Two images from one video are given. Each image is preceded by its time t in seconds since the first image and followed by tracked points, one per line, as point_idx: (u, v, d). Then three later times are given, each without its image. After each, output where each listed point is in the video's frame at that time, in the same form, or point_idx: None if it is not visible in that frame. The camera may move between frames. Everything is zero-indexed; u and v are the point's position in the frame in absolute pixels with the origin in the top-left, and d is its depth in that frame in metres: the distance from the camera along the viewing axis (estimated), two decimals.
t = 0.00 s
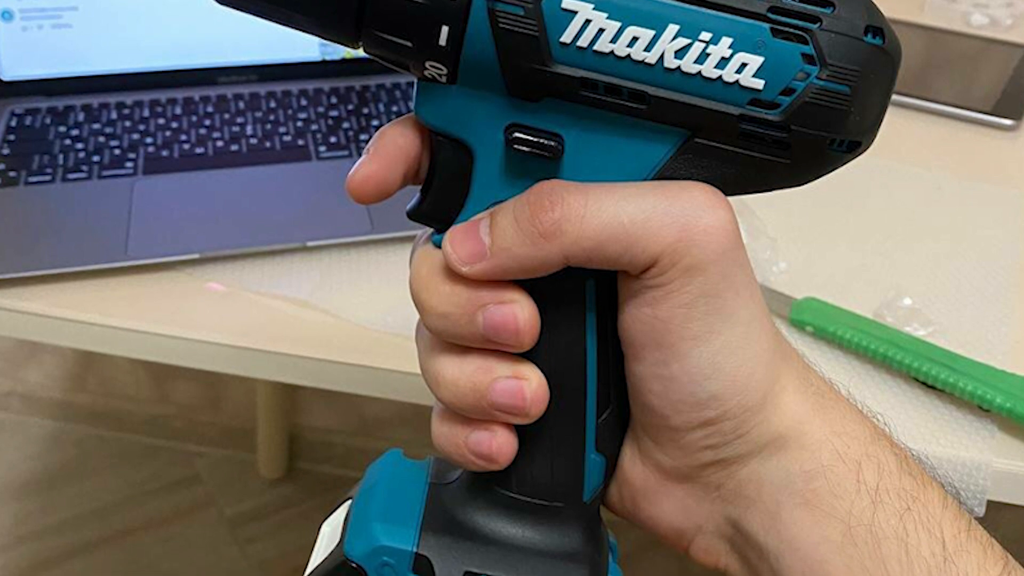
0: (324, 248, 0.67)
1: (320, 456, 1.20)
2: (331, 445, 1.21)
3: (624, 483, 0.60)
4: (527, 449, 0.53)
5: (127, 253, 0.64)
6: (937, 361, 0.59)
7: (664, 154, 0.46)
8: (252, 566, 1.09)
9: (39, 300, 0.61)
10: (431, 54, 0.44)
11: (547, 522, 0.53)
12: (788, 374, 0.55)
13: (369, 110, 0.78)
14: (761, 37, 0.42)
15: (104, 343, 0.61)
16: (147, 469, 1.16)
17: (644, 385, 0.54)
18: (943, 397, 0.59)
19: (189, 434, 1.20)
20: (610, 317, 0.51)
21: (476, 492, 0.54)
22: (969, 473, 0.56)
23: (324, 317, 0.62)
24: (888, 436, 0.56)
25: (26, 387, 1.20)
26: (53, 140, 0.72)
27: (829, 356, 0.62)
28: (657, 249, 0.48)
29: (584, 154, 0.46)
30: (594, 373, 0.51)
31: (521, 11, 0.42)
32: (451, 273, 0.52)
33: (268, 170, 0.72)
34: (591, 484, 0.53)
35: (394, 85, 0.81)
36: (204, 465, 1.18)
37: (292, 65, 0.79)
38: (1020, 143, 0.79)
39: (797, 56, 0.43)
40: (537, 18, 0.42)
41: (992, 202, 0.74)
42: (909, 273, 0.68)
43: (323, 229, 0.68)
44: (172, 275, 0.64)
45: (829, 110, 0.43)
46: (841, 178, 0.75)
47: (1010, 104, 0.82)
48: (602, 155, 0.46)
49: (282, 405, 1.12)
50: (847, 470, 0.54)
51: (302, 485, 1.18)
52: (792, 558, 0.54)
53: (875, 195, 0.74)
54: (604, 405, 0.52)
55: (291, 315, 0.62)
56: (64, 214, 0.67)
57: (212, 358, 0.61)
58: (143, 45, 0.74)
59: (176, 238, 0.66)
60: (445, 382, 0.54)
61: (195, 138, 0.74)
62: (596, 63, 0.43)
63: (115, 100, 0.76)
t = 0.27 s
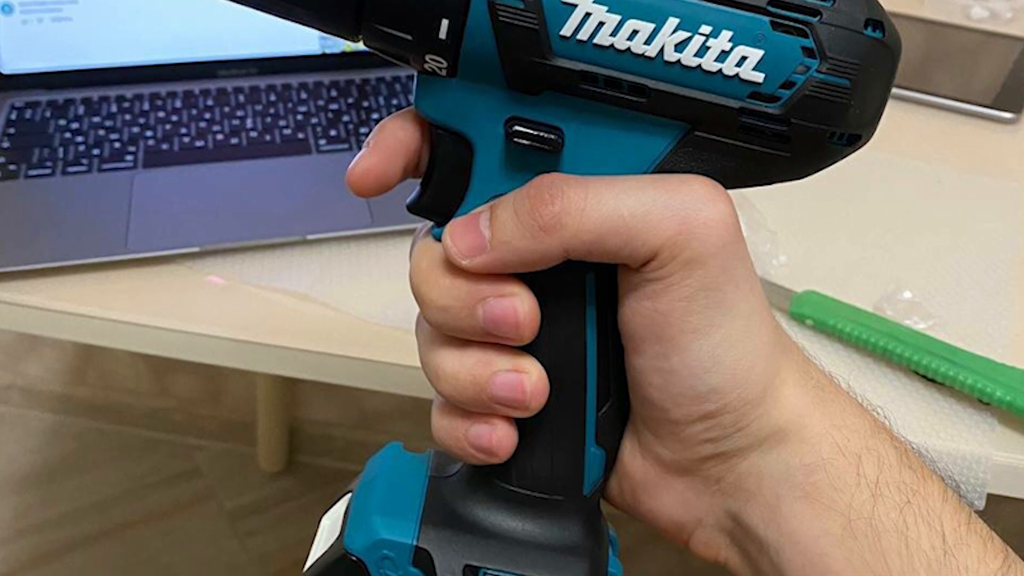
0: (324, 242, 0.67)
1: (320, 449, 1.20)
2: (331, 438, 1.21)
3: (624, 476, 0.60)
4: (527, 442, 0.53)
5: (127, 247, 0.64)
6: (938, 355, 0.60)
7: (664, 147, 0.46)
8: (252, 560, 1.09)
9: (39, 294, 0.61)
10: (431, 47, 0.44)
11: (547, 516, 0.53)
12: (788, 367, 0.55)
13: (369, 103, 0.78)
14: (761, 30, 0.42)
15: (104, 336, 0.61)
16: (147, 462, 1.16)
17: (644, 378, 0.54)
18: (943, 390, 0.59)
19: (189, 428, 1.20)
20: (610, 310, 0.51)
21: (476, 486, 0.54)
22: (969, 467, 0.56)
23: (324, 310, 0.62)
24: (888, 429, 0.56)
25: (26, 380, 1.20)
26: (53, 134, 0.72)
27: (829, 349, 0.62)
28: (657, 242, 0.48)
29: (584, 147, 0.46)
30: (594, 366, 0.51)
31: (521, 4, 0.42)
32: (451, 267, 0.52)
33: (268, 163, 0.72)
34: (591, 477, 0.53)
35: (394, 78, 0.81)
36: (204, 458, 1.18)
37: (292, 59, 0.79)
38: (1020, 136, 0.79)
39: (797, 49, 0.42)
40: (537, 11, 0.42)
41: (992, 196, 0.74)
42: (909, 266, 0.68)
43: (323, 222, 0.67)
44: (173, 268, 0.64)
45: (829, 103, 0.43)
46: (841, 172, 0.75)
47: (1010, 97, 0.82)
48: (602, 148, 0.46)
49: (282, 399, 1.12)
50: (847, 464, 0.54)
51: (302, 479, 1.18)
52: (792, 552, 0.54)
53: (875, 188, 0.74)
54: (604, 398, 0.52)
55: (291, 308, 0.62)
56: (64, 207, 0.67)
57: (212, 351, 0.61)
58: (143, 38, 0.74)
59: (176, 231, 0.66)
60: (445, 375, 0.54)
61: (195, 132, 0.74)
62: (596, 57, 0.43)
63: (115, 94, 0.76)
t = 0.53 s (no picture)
0: (324, 235, 0.67)
1: (320, 442, 1.21)
2: (331, 431, 1.21)
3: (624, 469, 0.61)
4: (526, 435, 0.53)
5: (127, 240, 0.64)
6: (938, 348, 0.60)
7: (664, 140, 0.46)
8: (252, 553, 1.09)
9: (39, 287, 0.61)
10: (431, 40, 0.44)
11: (547, 509, 0.53)
12: (788, 360, 0.55)
13: (369, 97, 0.78)
14: (761, 23, 0.42)
15: (104, 329, 0.61)
16: (147, 455, 1.16)
17: (644, 372, 0.54)
18: (943, 383, 0.59)
19: (189, 421, 1.20)
20: (610, 303, 0.51)
21: (477, 479, 0.54)
22: (969, 460, 0.56)
23: (324, 303, 0.62)
24: (888, 423, 0.56)
25: (26, 374, 1.20)
26: (53, 127, 0.71)
27: (829, 342, 0.62)
28: (657, 235, 0.48)
29: (584, 141, 0.46)
30: (594, 359, 0.51)
31: None
32: (451, 260, 0.52)
33: (268, 156, 0.72)
34: (591, 471, 0.53)
35: (394, 72, 0.80)
36: (204, 451, 1.18)
37: (292, 52, 0.79)
38: (1020, 129, 0.79)
39: (797, 43, 0.42)
40: (537, 5, 0.42)
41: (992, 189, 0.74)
42: (909, 259, 0.68)
43: (323, 215, 0.67)
44: (173, 261, 0.64)
45: (829, 96, 0.43)
46: (841, 165, 0.75)
47: (1010, 91, 0.81)
48: (602, 142, 0.46)
49: (282, 391, 1.12)
50: (847, 457, 0.55)
51: (302, 472, 1.18)
52: (792, 545, 0.54)
53: (875, 181, 0.74)
54: (604, 391, 0.52)
55: (291, 302, 0.62)
56: (64, 200, 0.67)
57: (212, 344, 0.61)
58: (143, 31, 0.74)
59: (176, 225, 0.66)
60: (445, 368, 0.54)
61: (195, 125, 0.74)
62: (596, 50, 0.43)
63: (115, 87, 0.75)
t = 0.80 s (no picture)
0: (324, 228, 0.67)
1: (320, 436, 1.21)
2: (331, 424, 1.21)
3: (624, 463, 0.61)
4: (526, 429, 0.53)
5: (127, 233, 0.64)
6: (938, 341, 0.60)
7: (664, 133, 0.46)
8: (252, 546, 1.10)
9: (39, 280, 0.61)
10: (431, 34, 0.44)
11: (547, 503, 0.53)
12: (788, 353, 0.55)
13: (368, 90, 0.78)
14: (761, 16, 0.42)
15: (104, 323, 0.61)
16: (147, 449, 1.16)
17: (644, 365, 0.54)
18: (943, 377, 0.59)
19: (189, 414, 1.20)
20: (610, 296, 0.51)
21: (476, 472, 0.54)
22: (969, 453, 0.56)
23: (324, 297, 0.62)
24: (888, 416, 0.56)
25: (26, 367, 1.20)
26: (53, 120, 0.71)
27: (829, 335, 0.62)
28: (657, 229, 0.48)
29: (584, 134, 0.46)
30: (594, 353, 0.51)
31: None
32: (451, 253, 0.52)
33: (268, 150, 0.72)
34: (590, 464, 0.53)
35: (394, 65, 0.80)
36: (204, 445, 1.18)
37: (292, 45, 0.79)
38: (1020, 122, 0.79)
39: (797, 36, 0.42)
40: None
41: (992, 182, 0.74)
42: (909, 252, 0.68)
43: (323, 209, 0.67)
44: (173, 255, 0.64)
45: (829, 89, 0.43)
46: (841, 158, 0.75)
47: (1010, 84, 0.81)
48: (603, 135, 0.46)
49: (282, 385, 1.12)
50: (847, 450, 0.55)
51: (302, 465, 1.18)
52: (792, 538, 0.54)
53: (875, 175, 0.74)
54: (604, 384, 0.53)
55: (291, 295, 0.62)
56: (64, 193, 0.67)
57: (212, 338, 0.61)
58: (143, 25, 0.74)
59: (176, 218, 0.66)
60: (445, 362, 0.54)
61: (195, 118, 0.73)
62: (596, 43, 0.43)
63: (115, 80, 0.75)
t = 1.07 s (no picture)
0: (324, 222, 0.67)
1: (320, 429, 1.21)
2: (331, 418, 1.21)
3: (625, 456, 0.61)
4: (526, 422, 0.53)
5: (127, 226, 0.64)
6: (938, 335, 0.60)
7: (664, 126, 0.46)
8: (252, 540, 1.10)
9: (39, 273, 0.61)
10: (431, 27, 0.44)
11: (547, 496, 0.53)
12: (788, 347, 0.55)
13: (369, 83, 0.77)
14: (761, 10, 0.42)
15: (104, 316, 0.61)
16: (147, 442, 1.16)
17: (644, 358, 0.54)
18: (943, 370, 0.59)
19: (189, 407, 1.20)
20: (610, 290, 0.51)
21: (477, 465, 0.54)
22: (969, 446, 0.56)
23: (324, 290, 0.62)
24: (888, 409, 0.56)
25: (26, 360, 1.20)
26: (53, 113, 0.71)
27: (829, 329, 0.62)
28: (657, 222, 0.48)
29: (584, 127, 0.46)
30: (594, 346, 0.51)
31: None
32: (451, 247, 0.52)
33: (269, 143, 0.72)
34: (591, 457, 0.53)
35: (394, 58, 0.80)
36: (204, 438, 1.18)
37: (293, 39, 0.78)
38: (1020, 116, 0.79)
39: (797, 29, 0.42)
40: None
41: (992, 176, 0.74)
42: (909, 246, 0.68)
43: (323, 202, 0.67)
44: (173, 248, 0.64)
45: (828, 83, 0.43)
46: (841, 151, 0.75)
47: (1010, 77, 0.81)
48: (603, 128, 0.46)
49: (282, 378, 1.12)
50: (847, 443, 0.55)
51: (302, 458, 1.18)
52: (792, 532, 0.54)
53: (875, 168, 0.74)
54: (604, 378, 0.53)
55: (291, 288, 0.62)
56: (64, 187, 0.66)
57: (212, 331, 0.61)
58: (143, 18, 0.74)
59: (176, 211, 0.66)
60: (445, 355, 0.54)
61: (195, 112, 0.73)
62: (596, 36, 0.43)
63: (115, 73, 0.75)
